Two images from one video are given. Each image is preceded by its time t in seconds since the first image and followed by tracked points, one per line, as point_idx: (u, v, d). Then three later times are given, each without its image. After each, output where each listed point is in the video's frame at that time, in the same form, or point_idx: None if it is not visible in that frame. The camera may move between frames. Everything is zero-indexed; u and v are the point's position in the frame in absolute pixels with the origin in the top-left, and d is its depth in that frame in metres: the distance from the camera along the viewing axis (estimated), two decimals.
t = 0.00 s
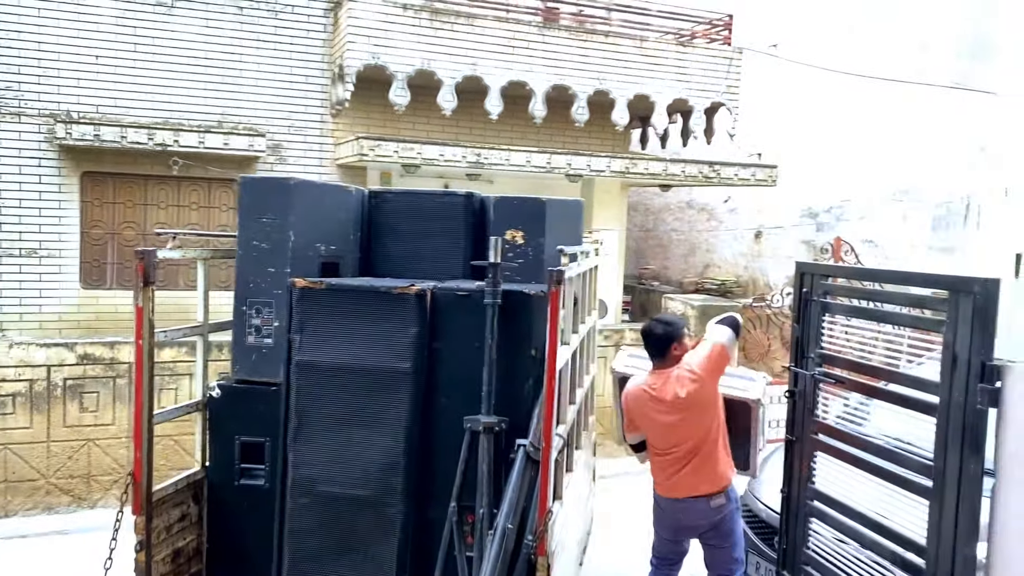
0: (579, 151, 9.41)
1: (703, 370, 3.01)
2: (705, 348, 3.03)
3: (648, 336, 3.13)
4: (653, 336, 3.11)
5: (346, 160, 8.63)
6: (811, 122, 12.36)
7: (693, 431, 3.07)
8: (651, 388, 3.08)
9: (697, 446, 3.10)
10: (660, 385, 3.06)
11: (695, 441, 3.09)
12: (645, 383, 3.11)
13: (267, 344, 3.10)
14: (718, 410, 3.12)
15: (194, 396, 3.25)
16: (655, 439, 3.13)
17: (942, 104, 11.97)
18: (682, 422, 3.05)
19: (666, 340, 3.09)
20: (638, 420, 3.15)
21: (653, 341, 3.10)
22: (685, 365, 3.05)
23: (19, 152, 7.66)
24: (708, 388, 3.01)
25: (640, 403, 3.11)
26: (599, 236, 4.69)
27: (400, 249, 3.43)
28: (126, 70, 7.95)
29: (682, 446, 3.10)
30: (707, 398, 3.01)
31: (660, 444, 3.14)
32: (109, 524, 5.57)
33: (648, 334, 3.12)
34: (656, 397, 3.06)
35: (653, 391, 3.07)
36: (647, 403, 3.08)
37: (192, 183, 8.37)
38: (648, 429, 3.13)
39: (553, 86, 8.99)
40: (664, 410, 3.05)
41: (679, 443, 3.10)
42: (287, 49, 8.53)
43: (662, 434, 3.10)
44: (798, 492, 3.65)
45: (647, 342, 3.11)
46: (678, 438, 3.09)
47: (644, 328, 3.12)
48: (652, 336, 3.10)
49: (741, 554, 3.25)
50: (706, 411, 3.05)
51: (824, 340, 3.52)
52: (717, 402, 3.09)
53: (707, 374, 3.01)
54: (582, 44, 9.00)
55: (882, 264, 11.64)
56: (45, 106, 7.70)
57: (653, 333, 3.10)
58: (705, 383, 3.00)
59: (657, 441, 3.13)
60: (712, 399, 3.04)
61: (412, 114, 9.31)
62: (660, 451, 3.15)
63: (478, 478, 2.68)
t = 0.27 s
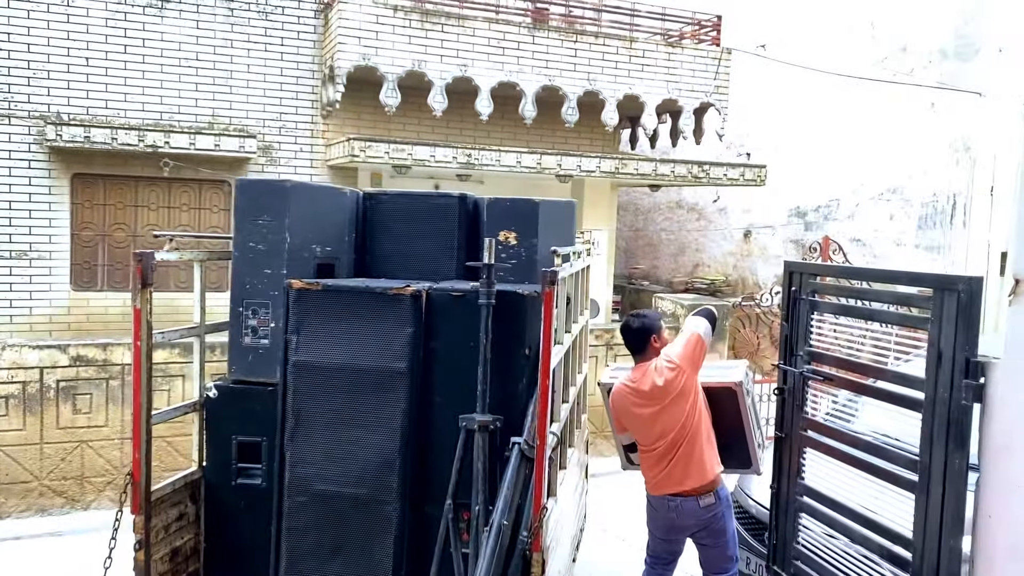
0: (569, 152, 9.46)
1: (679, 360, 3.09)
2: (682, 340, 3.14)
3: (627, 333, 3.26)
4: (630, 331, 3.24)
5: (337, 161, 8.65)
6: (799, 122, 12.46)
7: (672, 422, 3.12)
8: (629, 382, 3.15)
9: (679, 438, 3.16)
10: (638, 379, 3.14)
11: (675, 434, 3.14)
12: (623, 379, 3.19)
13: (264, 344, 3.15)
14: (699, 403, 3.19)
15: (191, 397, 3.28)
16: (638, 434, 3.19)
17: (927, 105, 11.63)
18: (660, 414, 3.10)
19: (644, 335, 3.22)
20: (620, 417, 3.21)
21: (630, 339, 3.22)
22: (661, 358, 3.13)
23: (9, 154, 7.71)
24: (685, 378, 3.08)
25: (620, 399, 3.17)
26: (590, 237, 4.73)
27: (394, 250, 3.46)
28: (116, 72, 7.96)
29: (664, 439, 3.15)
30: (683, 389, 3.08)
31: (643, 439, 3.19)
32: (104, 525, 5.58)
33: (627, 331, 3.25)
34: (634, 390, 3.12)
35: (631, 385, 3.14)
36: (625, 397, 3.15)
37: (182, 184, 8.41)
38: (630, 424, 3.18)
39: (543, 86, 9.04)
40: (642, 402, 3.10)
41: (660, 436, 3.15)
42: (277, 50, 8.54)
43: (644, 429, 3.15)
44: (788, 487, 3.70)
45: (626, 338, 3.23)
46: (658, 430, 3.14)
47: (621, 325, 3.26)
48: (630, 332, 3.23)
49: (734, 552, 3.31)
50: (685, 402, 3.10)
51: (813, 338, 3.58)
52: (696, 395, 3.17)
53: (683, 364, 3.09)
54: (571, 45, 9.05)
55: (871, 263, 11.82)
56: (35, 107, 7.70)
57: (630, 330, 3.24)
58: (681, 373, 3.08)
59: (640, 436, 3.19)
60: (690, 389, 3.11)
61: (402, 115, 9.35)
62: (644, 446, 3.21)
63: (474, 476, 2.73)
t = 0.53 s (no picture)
0: (562, 151, 9.53)
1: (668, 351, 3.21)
2: (673, 333, 3.28)
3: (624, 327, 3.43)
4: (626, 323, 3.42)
5: (331, 162, 8.70)
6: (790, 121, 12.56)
7: (656, 413, 3.20)
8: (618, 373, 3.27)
9: (664, 429, 3.23)
10: (627, 370, 3.26)
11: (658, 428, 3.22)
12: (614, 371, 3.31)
13: (263, 344, 3.22)
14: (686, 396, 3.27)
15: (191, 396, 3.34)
16: (624, 425, 3.28)
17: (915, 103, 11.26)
18: (645, 404, 3.19)
19: (637, 326, 3.40)
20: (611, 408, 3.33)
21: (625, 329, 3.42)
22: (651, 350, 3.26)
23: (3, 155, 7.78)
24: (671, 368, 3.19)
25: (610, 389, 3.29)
26: (582, 236, 4.80)
27: (389, 250, 3.52)
28: (110, 74, 8.01)
29: (648, 429, 3.23)
30: (666, 378, 3.18)
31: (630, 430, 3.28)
32: (103, 525, 5.64)
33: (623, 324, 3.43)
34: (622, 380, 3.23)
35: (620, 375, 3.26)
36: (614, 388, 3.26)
37: (177, 185, 8.47)
38: (618, 415, 3.28)
39: (536, 86, 9.11)
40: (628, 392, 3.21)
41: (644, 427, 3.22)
42: (271, 51, 8.58)
43: (630, 420, 3.24)
44: (777, 481, 3.77)
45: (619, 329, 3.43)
46: (642, 421, 3.22)
47: (618, 318, 3.44)
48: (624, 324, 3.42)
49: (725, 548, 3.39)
50: (669, 392, 3.20)
51: (801, 334, 3.66)
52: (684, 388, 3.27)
53: (671, 356, 3.20)
54: (564, 45, 9.12)
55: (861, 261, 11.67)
56: (29, 109, 7.76)
57: (625, 322, 3.42)
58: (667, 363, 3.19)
59: (628, 429, 3.28)
60: (675, 380, 3.21)
61: (396, 115, 9.41)
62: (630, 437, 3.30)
63: (470, 471, 2.80)
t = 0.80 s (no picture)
0: (559, 147, 9.57)
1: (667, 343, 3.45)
2: (675, 330, 3.56)
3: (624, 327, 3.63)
4: (626, 321, 3.58)
5: (329, 159, 8.76)
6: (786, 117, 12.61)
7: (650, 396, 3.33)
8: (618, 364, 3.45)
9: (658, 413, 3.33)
10: (627, 360, 3.44)
11: (651, 411, 3.32)
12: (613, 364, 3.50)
13: (263, 335, 3.27)
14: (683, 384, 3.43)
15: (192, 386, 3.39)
16: (621, 412, 3.40)
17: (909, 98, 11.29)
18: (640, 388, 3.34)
19: (638, 324, 3.57)
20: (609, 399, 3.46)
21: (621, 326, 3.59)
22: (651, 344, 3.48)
23: (2, 153, 7.83)
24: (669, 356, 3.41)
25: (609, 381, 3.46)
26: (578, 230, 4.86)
27: (387, 243, 3.57)
28: (109, 71, 8.06)
29: (642, 413, 3.33)
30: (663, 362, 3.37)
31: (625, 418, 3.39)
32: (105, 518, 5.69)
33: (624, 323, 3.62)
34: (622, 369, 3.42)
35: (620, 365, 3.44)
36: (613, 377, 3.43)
37: (176, 182, 8.51)
38: (615, 403, 3.41)
39: (533, 82, 9.15)
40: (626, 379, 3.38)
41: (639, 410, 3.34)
42: (269, 48, 8.63)
43: (626, 405, 3.37)
44: (771, 469, 3.83)
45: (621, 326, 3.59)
46: (637, 405, 3.34)
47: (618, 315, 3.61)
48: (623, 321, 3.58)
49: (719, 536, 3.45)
50: (665, 376, 3.37)
51: (794, 325, 3.71)
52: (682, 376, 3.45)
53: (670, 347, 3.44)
54: (561, 41, 9.15)
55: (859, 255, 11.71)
56: (29, 107, 7.82)
57: (624, 319, 3.59)
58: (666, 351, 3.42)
59: (623, 415, 3.39)
60: (672, 366, 3.40)
61: (394, 112, 9.45)
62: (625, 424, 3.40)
63: (468, 458, 2.85)
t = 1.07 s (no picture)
0: (559, 142, 9.62)
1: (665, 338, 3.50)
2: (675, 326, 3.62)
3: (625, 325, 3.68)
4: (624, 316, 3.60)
5: (330, 155, 8.81)
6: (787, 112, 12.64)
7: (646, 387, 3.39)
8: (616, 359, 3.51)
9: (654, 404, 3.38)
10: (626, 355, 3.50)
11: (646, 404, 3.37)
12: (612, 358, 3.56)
13: (263, 328, 3.33)
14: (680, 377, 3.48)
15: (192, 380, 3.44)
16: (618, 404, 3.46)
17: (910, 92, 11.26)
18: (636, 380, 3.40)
19: (636, 322, 3.59)
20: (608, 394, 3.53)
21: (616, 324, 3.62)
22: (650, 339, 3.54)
23: (6, 149, 7.94)
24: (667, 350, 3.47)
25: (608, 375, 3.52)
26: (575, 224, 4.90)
27: (386, 238, 3.62)
28: (111, 69, 8.13)
29: (637, 404, 3.39)
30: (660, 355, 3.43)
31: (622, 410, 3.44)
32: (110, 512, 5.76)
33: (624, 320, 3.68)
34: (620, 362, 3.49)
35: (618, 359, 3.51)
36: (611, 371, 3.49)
37: (178, 179, 8.55)
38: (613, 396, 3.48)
39: (533, 78, 9.18)
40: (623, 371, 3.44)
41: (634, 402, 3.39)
42: (270, 45, 8.69)
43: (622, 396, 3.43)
44: (765, 460, 3.87)
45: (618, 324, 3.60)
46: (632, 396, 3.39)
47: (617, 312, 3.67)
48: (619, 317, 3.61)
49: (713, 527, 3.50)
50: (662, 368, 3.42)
51: (789, 317, 3.75)
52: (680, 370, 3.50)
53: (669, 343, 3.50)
54: (560, 37, 9.19)
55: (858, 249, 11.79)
56: (32, 105, 7.90)
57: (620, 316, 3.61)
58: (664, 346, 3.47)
59: (620, 408, 3.45)
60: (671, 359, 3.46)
61: (394, 108, 9.49)
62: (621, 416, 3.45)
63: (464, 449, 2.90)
